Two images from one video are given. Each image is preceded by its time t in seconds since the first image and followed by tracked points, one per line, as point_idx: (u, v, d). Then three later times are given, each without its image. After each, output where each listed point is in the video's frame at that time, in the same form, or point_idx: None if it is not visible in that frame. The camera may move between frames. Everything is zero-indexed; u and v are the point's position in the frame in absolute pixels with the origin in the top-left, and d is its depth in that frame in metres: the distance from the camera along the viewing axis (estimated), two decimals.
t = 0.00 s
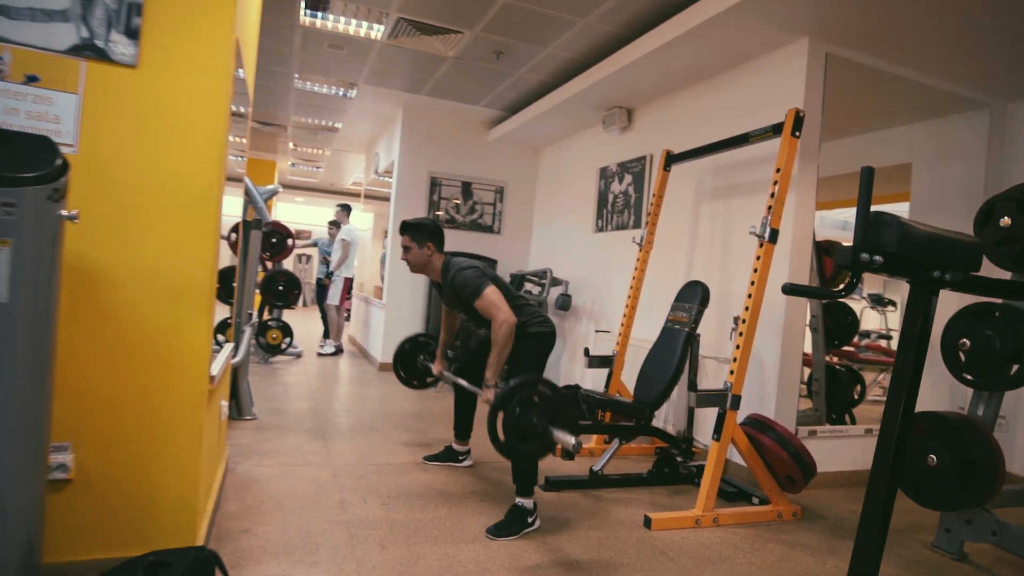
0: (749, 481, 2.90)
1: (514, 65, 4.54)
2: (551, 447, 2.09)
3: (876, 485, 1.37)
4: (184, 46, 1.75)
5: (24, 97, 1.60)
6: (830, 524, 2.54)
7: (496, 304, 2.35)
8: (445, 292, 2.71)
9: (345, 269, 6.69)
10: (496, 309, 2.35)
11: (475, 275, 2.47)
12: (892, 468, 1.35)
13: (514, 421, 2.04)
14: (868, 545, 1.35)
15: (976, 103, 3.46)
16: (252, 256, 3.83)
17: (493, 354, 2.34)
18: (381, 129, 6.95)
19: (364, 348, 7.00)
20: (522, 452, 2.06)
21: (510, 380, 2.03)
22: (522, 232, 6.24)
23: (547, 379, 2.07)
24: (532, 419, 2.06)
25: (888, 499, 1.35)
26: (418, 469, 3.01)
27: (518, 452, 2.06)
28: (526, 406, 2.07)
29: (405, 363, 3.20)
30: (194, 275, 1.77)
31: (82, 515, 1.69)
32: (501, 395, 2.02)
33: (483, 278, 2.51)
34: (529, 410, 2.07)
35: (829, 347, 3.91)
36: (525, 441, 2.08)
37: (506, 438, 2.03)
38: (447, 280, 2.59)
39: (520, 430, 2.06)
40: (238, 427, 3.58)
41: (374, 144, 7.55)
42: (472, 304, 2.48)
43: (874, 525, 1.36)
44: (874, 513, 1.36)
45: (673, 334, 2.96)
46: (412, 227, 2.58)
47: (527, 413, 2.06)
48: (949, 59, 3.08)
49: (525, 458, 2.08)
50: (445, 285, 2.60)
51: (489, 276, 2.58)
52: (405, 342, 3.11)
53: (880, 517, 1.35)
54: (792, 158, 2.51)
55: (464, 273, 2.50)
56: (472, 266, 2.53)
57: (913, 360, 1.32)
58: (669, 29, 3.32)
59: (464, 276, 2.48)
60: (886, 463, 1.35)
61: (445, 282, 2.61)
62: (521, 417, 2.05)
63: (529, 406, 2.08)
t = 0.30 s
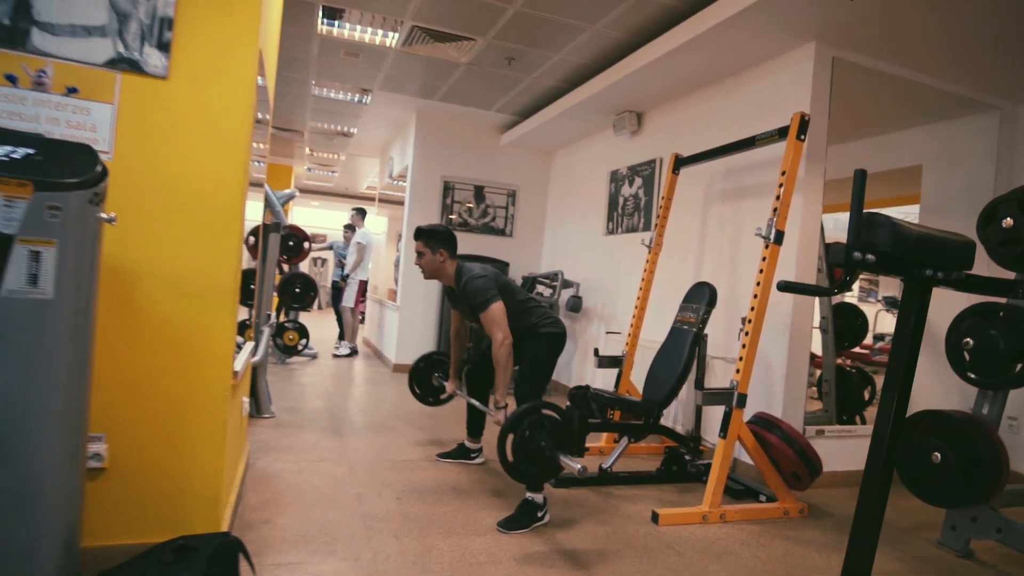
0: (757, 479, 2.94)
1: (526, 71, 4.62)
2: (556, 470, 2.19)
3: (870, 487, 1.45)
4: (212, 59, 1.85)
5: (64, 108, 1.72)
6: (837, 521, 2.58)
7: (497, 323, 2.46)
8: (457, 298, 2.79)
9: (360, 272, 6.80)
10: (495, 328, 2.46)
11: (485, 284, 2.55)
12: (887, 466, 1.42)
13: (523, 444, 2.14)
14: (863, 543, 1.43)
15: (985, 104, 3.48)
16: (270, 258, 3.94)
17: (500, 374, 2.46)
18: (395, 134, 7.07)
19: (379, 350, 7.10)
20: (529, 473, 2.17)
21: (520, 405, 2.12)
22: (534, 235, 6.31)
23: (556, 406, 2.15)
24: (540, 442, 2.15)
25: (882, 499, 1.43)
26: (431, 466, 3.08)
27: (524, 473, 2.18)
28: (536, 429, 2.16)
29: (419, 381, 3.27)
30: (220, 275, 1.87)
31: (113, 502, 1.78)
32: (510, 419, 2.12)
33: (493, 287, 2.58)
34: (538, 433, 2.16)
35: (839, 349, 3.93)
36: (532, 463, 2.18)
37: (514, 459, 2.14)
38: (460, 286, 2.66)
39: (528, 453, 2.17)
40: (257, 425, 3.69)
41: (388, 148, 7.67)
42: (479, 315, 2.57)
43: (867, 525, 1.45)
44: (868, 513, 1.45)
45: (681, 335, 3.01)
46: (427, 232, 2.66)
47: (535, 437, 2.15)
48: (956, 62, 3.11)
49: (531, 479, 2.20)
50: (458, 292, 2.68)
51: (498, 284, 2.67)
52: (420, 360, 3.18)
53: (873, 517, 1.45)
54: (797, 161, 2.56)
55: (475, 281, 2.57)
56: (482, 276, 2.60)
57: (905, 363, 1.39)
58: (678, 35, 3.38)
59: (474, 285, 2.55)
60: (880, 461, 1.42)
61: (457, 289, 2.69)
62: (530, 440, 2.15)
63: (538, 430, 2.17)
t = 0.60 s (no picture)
0: (763, 476, 2.99)
1: (535, 76, 4.69)
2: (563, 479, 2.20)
3: (864, 486, 1.44)
4: (234, 71, 1.95)
5: (96, 119, 1.82)
6: (841, 518, 2.62)
7: (496, 333, 2.56)
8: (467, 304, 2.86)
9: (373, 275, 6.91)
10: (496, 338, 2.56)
11: (494, 291, 2.61)
12: (882, 459, 1.42)
13: (531, 452, 2.16)
14: (855, 539, 1.43)
15: (990, 105, 3.50)
16: (286, 261, 4.04)
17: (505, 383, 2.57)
18: (407, 139, 7.17)
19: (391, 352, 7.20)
20: (537, 482, 2.18)
21: (528, 413, 2.14)
22: (544, 238, 6.38)
23: (564, 415, 2.17)
24: (548, 451, 2.16)
25: (876, 496, 1.43)
26: (443, 463, 3.16)
27: (533, 482, 2.18)
28: (544, 438, 2.17)
29: (432, 387, 3.32)
30: (243, 277, 1.96)
31: (142, 492, 1.88)
32: (520, 427, 2.14)
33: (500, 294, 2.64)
34: (547, 441, 2.17)
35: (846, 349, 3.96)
36: (540, 471, 2.19)
37: (523, 467, 2.15)
38: (470, 292, 2.73)
39: (538, 462, 2.17)
40: (274, 424, 3.79)
41: (400, 153, 7.78)
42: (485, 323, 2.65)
43: (860, 525, 1.44)
44: (862, 510, 1.44)
45: (687, 334, 3.06)
46: (439, 239, 2.73)
47: (544, 445, 2.16)
48: (960, 63, 3.14)
49: (540, 489, 2.20)
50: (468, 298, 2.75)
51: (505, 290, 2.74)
52: (434, 368, 3.25)
53: (865, 516, 1.43)
54: (800, 163, 2.61)
55: (482, 288, 2.63)
56: (489, 283, 2.66)
57: (899, 359, 1.41)
58: (684, 40, 3.44)
59: (482, 292, 2.61)
60: (877, 452, 1.43)
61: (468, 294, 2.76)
62: (538, 448, 2.16)
63: (547, 439, 2.18)
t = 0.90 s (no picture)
0: (767, 473, 3.04)
1: (543, 81, 4.77)
2: (567, 476, 2.27)
3: (856, 478, 1.49)
4: (254, 82, 2.04)
5: (122, 129, 1.91)
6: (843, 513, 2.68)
7: (506, 334, 2.63)
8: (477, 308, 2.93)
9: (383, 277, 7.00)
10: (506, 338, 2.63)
11: (502, 295, 2.68)
12: (873, 451, 1.47)
13: (537, 449, 2.22)
14: (846, 528, 1.48)
15: (993, 106, 3.53)
16: (298, 263, 4.13)
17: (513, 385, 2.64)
18: (416, 142, 7.26)
19: (401, 353, 7.29)
20: (541, 478, 2.24)
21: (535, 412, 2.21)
22: (552, 240, 6.45)
23: (571, 415, 2.22)
24: (553, 449, 2.23)
25: (868, 489, 1.47)
26: (454, 460, 3.24)
27: (537, 479, 2.24)
28: (550, 436, 2.23)
29: (442, 389, 3.39)
30: (262, 279, 2.05)
31: (168, 485, 1.97)
32: (526, 425, 2.21)
33: (508, 298, 2.71)
34: (553, 440, 2.23)
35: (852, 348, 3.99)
36: (545, 468, 2.25)
37: (528, 463, 2.22)
38: (479, 297, 2.80)
39: (543, 459, 2.24)
40: (287, 423, 3.88)
41: (409, 156, 7.87)
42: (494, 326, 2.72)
43: (852, 517, 1.49)
44: (855, 501, 1.49)
45: (692, 334, 3.12)
46: (449, 245, 2.81)
47: (549, 443, 2.22)
48: (963, 65, 3.18)
49: (543, 485, 2.26)
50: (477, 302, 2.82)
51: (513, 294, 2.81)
52: (444, 370, 3.31)
53: (857, 507, 1.48)
54: (802, 166, 2.66)
55: (491, 292, 2.71)
56: (498, 287, 2.73)
57: (890, 354, 1.46)
58: (688, 45, 3.51)
59: (490, 296, 2.69)
60: (868, 444, 1.48)
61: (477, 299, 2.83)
62: (543, 446, 2.23)
63: (552, 438, 2.24)
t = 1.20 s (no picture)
0: (769, 469, 3.10)
1: (548, 85, 4.85)
2: (571, 455, 2.37)
3: (848, 471, 1.56)
4: (269, 92, 2.13)
5: (144, 138, 2.00)
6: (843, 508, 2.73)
7: (524, 323, 2.67)
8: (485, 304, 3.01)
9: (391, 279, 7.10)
10: (524, 327, 2.67)
11: (509, 290, 2.77)
12: (863, 444, 1.54)
13: (541, 430, 2.32)
14: (838, 518, 1.55)
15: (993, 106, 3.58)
16: (309, 265, 4.22)
17: (525, 369, 2.65)
18: (424, 146, 7.36)
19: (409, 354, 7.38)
20: (545, 457, 2.34)
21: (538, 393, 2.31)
22: (558, 242, 6.52)
23: (573, 395, 2.32)
24: (556, 428, 2.33)
25: (860, 478, 1.54)
26: (462, 457, 3.31)
27: (541, 457, 2.34)
28: (553, 416, 2.33)
29: (449, 379, 3.46)
30: (277, 280, 2.13)
31: (188, 479, 2.05)
32: (530, 405, 2.30)
33: (516, 292, 2.80)
34: (556, 419, 2.34)
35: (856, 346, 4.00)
36: (548, 448, 2.35)
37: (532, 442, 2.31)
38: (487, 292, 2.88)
39: (546, 438, 2.33)
40: (299, 422, 3.97)
41: (416, 160, 7.97)
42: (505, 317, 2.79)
43: (844, 504, 1.55)
44: (847, 490, 1.55)
45: (695, 332, 3.18)
46: (455, 244, 2.89)
47: (552, 423, 2.32)
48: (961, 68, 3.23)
49: (545, 463, 2.36)
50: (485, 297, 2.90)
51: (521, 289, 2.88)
52: (452, 362, 3.38)
53: (849, 498, 1.55)
54: (801, 167, 2.72)
55: (499, 287, 2.80)
56: (506, 282, 2.82)
57: (882, 351, 1.54)
58: (690, 49, 3.57)
59: (499, 291, 2.78)
60: (859, 438, 1.55)
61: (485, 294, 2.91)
62: (547, 426, 2.32)
63: (555, 418, 2.34)
